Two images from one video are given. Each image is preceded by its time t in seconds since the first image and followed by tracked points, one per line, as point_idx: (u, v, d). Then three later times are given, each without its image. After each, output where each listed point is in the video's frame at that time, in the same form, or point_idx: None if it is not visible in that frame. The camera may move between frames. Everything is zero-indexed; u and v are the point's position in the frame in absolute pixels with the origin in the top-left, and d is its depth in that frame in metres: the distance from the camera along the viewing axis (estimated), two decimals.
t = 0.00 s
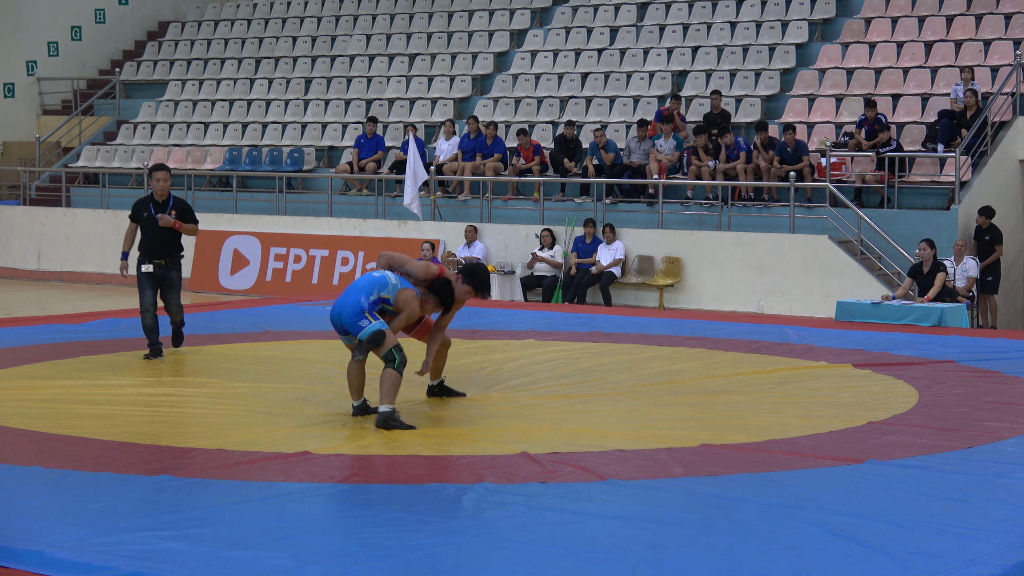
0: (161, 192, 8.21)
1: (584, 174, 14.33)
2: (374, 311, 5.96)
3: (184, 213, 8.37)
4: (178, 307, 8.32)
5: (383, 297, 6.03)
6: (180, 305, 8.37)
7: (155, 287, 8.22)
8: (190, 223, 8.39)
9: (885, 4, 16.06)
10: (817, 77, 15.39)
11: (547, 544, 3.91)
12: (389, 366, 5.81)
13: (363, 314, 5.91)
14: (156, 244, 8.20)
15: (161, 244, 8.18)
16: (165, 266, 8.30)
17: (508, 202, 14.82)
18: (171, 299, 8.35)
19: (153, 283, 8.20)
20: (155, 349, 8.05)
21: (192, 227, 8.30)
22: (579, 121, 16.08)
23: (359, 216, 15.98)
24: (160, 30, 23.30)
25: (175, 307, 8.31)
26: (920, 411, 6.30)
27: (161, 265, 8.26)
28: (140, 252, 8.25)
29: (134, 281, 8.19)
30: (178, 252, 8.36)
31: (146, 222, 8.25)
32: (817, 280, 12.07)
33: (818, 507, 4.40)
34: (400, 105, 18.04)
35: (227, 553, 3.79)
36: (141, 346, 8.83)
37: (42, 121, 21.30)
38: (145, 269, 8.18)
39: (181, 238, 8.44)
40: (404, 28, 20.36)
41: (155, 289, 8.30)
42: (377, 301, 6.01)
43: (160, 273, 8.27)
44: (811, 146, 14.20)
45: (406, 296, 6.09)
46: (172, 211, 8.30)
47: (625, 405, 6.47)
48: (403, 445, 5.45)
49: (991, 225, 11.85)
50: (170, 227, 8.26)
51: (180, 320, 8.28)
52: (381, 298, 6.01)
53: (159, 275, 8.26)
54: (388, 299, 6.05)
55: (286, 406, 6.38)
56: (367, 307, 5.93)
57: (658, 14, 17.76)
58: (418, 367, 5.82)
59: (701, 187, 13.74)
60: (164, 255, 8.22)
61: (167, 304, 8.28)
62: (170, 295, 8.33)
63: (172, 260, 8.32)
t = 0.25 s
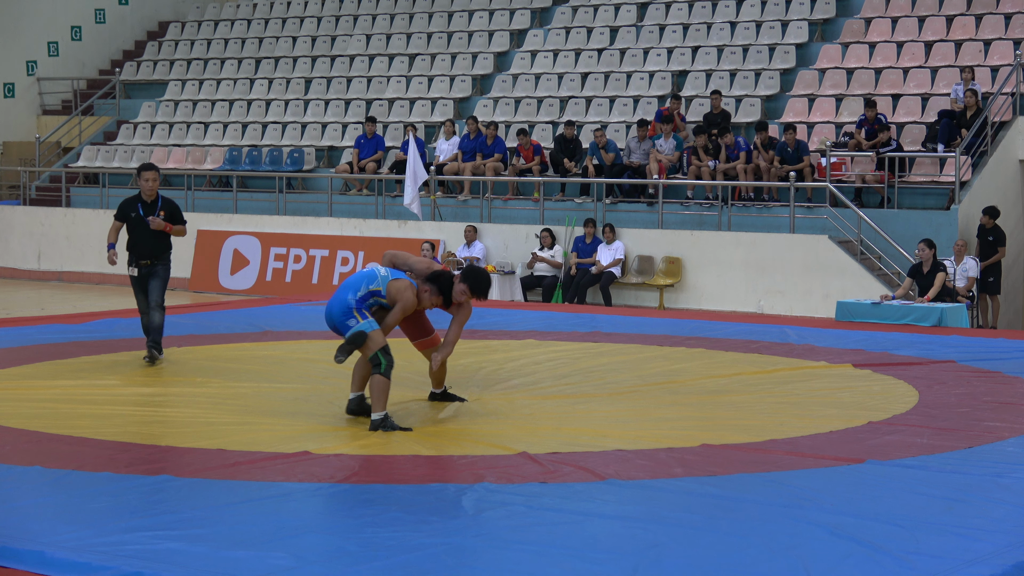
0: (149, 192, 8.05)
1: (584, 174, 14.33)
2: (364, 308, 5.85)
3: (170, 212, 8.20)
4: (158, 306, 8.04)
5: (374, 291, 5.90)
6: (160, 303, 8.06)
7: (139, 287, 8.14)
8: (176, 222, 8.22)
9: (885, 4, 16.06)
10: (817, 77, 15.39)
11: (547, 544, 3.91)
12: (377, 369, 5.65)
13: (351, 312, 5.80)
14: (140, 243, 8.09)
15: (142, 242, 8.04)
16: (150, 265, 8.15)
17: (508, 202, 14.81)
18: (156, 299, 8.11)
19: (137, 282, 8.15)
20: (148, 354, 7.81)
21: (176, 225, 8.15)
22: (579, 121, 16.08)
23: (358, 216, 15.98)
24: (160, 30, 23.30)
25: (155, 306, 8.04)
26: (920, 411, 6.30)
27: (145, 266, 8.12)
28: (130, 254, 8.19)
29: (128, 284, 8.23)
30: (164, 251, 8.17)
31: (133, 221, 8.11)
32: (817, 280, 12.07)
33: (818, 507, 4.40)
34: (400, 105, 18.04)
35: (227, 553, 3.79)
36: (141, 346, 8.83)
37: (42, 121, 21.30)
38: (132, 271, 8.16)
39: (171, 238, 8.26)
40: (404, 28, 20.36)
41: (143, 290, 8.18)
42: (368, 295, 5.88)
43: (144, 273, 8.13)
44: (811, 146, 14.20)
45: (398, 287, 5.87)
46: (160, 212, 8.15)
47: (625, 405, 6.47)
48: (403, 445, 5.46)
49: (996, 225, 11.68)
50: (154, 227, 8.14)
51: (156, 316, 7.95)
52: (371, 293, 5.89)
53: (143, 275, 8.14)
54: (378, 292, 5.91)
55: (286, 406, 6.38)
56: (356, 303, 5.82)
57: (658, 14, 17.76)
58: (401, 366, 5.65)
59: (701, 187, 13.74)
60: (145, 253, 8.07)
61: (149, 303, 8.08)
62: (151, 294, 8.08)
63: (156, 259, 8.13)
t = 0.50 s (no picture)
0: (138, 197, 7.78)
1: (584, 174, 14.33)
2: (347, 314, 5.86)
3: (159, 217, 7.94)
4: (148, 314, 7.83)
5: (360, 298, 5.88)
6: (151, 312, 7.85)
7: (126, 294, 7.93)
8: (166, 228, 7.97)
9: (885, 4, 16.06)
10: (817, 77, 15.39)
11: (546, 544, 3.91)
12: (359, 373, 5.62)
13: (334, 319, 5.86)
14: (128, 249, 7.87)
15: (130, 248, 7.84)
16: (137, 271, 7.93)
17: (508, 202, 14.81)
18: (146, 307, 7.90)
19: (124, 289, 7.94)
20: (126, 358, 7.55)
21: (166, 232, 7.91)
22: (579, 121, 16.09)
23: (359, 216, 15.97)
24: (160, 30, 23.29)
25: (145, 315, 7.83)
26: (920, 411, 6.30)
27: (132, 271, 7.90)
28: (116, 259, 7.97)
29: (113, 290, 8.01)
30: (152, 257, 7.95)
31: (122, 227, 7.86)
32: (817, 280, 12.07)
33: (818, 507, 4.41)
34: (400, 105, 18.04)
35: (227, 553, 3.79)
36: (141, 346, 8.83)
37: (42, 121, 21.30)
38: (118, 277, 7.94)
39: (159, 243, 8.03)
40: (404, 28, 20.36)
41: (130, 297, 7.97)
42: (353, 301, 5.88)
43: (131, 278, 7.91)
44: (811, 146, 14.20)
45: (384, 294, 5.80)
46: (148, 216, 7.90)
47: (625, 405, 6.47)
48: (403, 444, 5.46)
49: (999, 227, 11.68)
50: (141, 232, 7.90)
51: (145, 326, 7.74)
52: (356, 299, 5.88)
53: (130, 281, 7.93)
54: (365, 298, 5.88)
55: (286, 406, 6.38)
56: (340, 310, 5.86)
57: (658, 14, 17.76)
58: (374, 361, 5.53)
59: (701, 187, 13.75)
60: (133, 260, 7.86)
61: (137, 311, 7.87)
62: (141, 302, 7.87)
63: (144, 265, 7.91)
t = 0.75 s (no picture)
0: (117, 193, 7.61)
1: (584, 174, 14.33)
2: (345, 312, 5.88)
3: (144, 213, 7.75)
4: (141, 315, 7.70)
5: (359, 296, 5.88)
6: (143, 314, 7.74)
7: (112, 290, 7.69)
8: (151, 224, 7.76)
9: (885, 4, 16.06)
10: (817, 77, 15.39)
11: (546, 544, 3.91)
12: (357, 374, 5.64)
13: (333, 317, 5.90)
14: (117, 246, 7.65)
15: (117, 246, 7.64)
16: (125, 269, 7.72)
17: (508, 202, 14.81)
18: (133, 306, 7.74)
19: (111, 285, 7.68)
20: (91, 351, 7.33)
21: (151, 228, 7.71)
22: (579, 121, 16.09)
23: (359, 216, 15.97)
24: (160, 30, 23.29)
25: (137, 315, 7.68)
26: (920, 411, 6.30)
27: (121, 270, 7.69)
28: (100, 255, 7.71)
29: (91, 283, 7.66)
30: (140, 255, 7.77)
31: (104, 224, 7.70)
32: (817, 280, 12.07)
33: (818, 507, 4.40)
34: (400, 105, 18.04)
35: (228, 553, 3.79)
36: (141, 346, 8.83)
37: (42, 121, 21.30)
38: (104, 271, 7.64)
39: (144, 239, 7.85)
40: (404, 28, 20.35)
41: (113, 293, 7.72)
42: (352, 298, 5.89)
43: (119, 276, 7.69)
44: (811, 146, 14.20)
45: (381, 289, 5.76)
46: (130, 213, 7.68)
47: (624, 405, 6.47)
48: (403, 445, 5.46)
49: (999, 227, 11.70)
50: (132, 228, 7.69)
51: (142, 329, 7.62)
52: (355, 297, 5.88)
53: (118, 278, 7.69)
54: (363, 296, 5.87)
55: (286, 405, 6.38)
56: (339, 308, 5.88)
57: (658, 14, 17.76)
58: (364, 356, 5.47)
59: (701, 187, 13.75)
60: (125, 257, 7.65)
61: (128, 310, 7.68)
62: (132, 302, 7.72)
63: (133, 263, 7.72)
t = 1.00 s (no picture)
0: (89, 202, 7.23)
1: (584, 174, 14.33)
2: (349, 307, 5.84)
3: (117, 218, 7.45)
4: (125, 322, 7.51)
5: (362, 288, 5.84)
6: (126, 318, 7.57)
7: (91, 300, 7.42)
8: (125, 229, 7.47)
9: (885, 4, 16.06)
10: (817, 77, 15.39)
11: (546, 544, 3.91)
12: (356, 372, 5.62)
13: (336, 312, 5.84)
14: (90, 256, 7.33)
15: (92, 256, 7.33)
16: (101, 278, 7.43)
17: (508, 202, 14.80)
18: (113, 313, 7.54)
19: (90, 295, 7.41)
20: (76, 368, 7.19)
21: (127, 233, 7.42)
22: (579, 121, 16.08)
23: (358, 216, 15.97)
24: (160, 30, 23.29)
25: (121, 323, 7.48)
26: (920, 411, 6.30)
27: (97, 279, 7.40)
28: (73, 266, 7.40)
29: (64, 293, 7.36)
30: (115, 261, 7.52)
31: (77, 234, 7.31)
32: (817, 280, 12.07)
33: (818, 507, 4.40)
34: (400, 105, 18.04)
35: (228, 553, 3.79)
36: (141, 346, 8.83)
37: (42, 121, 21.30)
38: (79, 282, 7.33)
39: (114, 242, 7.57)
40: (404, 28, 20.35)
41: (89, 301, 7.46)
42: (353, 291, 5.84)
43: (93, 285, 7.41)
44: (811, 146, 14.19)
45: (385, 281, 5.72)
46: (104, 220, 7.36)
47: (624, 405, 6.47)
48: (403, 445, 5.46)
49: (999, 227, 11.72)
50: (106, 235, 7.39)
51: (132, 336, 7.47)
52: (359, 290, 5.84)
53: (95, 287, 7.41)
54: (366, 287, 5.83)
55: (286, 405, 6.38)
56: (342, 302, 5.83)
57: (658, 14, 17.76)
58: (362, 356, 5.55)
59: (701, 187, 13.75)
60: (103, 267, 7.37)
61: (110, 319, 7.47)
62: (113, 310, 7.49)
63: (109, 272, 7.45)
